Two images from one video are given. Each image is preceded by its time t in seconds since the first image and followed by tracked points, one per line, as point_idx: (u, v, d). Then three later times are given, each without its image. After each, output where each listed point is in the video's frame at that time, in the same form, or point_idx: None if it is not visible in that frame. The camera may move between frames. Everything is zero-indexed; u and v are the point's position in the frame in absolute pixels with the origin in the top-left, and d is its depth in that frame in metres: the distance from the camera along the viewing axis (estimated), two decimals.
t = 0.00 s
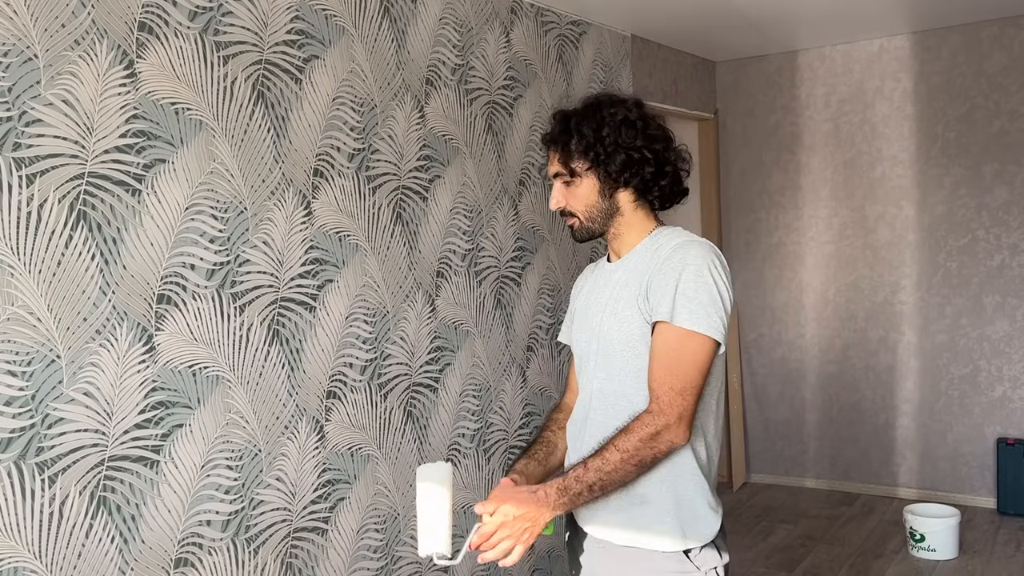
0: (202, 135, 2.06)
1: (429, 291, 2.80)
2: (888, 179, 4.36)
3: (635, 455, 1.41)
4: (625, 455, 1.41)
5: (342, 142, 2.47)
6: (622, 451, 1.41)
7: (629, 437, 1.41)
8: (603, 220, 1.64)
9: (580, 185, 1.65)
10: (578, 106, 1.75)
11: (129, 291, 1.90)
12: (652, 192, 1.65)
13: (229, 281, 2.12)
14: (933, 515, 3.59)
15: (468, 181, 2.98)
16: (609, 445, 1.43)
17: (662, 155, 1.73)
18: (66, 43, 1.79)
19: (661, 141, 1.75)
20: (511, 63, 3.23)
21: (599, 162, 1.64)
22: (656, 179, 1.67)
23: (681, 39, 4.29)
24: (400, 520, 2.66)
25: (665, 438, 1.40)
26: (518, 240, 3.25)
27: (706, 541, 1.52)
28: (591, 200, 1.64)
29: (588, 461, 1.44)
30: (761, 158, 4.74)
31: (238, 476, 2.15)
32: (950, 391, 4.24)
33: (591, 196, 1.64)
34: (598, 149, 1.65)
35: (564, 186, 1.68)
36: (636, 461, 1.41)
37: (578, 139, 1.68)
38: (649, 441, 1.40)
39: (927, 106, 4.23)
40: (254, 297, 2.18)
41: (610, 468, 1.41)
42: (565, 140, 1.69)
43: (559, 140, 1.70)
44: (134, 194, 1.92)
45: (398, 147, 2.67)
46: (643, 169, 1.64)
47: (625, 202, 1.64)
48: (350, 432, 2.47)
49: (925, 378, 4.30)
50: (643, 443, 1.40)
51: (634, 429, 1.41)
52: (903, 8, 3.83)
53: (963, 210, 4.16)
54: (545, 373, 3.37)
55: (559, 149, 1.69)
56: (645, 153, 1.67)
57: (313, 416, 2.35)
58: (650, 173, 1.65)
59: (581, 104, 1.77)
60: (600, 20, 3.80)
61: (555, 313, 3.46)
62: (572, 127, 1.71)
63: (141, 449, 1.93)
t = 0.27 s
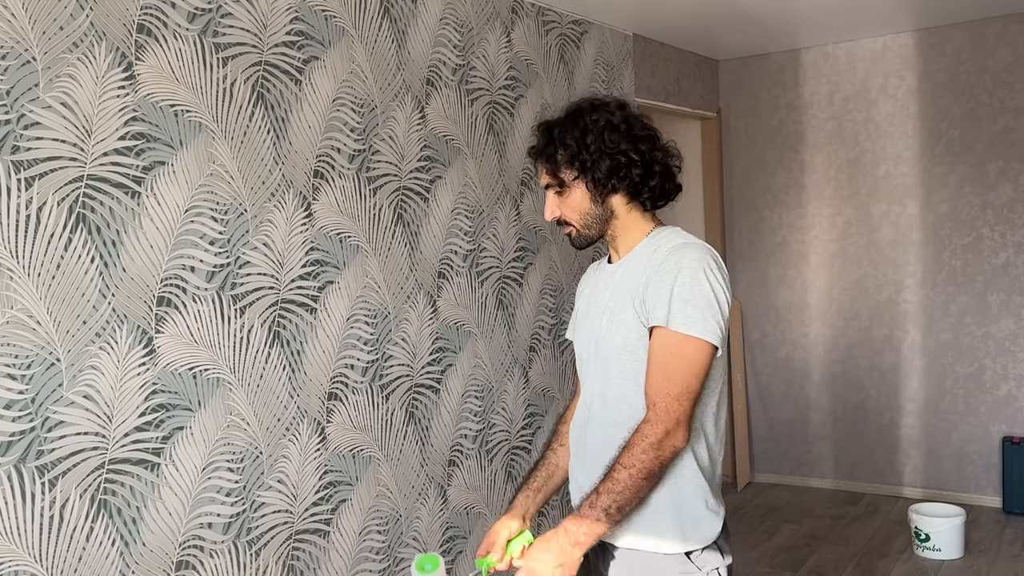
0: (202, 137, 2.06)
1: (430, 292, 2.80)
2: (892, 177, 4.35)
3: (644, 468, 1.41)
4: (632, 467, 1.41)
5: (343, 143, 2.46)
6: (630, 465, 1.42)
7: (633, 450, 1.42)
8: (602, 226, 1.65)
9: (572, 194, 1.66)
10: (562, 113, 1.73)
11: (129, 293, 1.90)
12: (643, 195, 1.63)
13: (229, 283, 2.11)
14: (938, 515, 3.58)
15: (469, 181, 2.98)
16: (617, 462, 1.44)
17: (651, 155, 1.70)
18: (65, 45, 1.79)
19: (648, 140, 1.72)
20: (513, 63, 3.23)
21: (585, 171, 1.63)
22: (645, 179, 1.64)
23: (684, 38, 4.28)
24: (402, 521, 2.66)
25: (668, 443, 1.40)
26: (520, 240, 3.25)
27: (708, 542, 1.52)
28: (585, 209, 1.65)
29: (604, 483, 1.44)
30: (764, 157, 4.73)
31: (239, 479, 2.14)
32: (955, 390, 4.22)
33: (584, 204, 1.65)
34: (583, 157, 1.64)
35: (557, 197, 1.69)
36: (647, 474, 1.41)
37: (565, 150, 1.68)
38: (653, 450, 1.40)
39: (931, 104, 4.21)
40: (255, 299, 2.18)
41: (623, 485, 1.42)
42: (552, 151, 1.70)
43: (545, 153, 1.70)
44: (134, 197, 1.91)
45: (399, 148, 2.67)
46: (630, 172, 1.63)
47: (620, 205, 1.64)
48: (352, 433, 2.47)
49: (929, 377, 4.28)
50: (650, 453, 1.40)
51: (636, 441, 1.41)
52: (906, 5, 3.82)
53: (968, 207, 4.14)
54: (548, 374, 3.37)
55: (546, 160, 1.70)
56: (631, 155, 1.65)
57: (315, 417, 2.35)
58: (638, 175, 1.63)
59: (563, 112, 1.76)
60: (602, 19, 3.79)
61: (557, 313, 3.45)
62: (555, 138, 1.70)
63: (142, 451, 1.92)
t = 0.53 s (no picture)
0: (205, 141, 2.06)
1: (434, 294, 2.80)
2: (897, 177, 4.33)
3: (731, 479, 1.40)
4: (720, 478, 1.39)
5: (346, 146, 2.46)
6: (722, 484, 1.39)
7: (716, 469, 1.39)
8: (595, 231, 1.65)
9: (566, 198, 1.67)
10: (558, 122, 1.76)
11: (133, 298, 1.90)
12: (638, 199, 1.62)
13: (233, 287, 2.12)
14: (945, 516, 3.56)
15: (473, 183, 2.98)
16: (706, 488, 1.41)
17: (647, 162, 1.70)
18: (68, 51, 1.79)
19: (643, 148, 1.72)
20: (515, 65, 3.23)
21: (580, 176, 1.65)
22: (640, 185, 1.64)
23: (687, 38, 4.28)
24: (407, 524, 2.66)
25: (735, 440, 1.40)
26: (524, 242, 3.24)
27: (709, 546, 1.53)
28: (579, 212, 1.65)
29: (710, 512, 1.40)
30: (768, 157, 4.72)
31: (244, 482, 2.14)
32: (961, 390, 4.21)
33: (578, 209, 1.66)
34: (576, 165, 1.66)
35: (551, 202, 1.70)
36: (737, 482, 1.40)
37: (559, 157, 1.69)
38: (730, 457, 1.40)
39: (935, 103, 4.20)
40: (259, 302, 2.18)
41: (730, 505, 1.39)
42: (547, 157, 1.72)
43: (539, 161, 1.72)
44: (138, 201, 1.92)
45: (402, 150, 2.67)
46: (623, 177, 1.63)
47: (613, 210, 1.64)
48: (356, 436, 2.47)
49: (935, 377, 4.27)
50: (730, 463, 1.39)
51: (714, 460, 1.39)
52: (909, 4, 3.81)
53: (973, 207, 4.13)
54: (552, 376, 3.36)
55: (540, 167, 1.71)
56: (625, 161, 1.65)
57: (320, 420, 2.35)
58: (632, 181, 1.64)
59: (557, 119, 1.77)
60: (605, 21, 3.79)
61: (562, 314, 3.45)
62: (548, 147, 1.72)
63: (146, 456, 1.93)
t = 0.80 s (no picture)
0: (207, 146, 2.06)
1: (437, 297, 2.79)
2: (901, 178, 4.32)
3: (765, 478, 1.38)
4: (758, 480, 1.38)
5: (348, 150, 2.46)
6: (760, 485, 1.38)
7: (751, 471, 1.38)
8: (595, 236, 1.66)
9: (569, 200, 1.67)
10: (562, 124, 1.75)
11: (135, 303, 1.90)
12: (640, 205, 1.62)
13: (236, 292, 2.11)
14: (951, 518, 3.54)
15: (476, 187, 2.97)
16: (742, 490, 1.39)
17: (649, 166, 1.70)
18: (70, 56, 1.79)
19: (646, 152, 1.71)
20: (518, 68, 3.22)
21: (583, 179, 1.64)
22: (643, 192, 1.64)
23: (689, 40, 4.28)
24: (410, 528, 2.65)
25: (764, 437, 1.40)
26: (527, 245, 3.24)
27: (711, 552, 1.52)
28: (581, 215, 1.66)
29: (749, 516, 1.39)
30: (771, 159, 4.71)
31: (247, 487, 2.14)
32: (966, 391, 4.19)
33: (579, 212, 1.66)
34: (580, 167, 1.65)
35: (552, 203, 1.71)
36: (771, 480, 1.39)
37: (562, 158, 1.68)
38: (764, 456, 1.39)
39: (938, 104, 4.19)
40: (262, 307, 2.18)
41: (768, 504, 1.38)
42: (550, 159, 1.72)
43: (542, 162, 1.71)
44: (140, 207, 1.91)
45: (405, 154, 2.67)
46: (626, 182, 1.63)
47: (615, 215, 1.64)
48: (359, 441, 2.46)
49: (940, 379, 4.25)
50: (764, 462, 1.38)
51: (749, 463, 1.38)
52: (911, 5, 3.80)
53: (977, 208, 4.12)
54: (556, 379, 3.36)
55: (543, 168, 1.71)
56: (628, 165, 1.65)
57: (323, 425, 2.35)
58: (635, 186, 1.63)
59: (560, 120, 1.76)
60: (608, 23, 3.79)
61: (565, 317, 3.44)
62: (552, 150, 1.72)
63: (149, 461, 1.92)
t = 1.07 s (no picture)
0: (209, 152, 2.06)
1: (440, 302, 2.79)
2: (904, 181, 4.32)
3: (712, 492, 1.38)
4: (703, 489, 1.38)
5: (350, 155, 2.46)
6: (702, 496, 1.38)
7: (697, 479, 1.38)
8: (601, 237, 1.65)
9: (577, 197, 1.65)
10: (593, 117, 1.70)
11: (138, 309, 1.90)
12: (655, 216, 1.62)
13: (238, 297, 2.11)
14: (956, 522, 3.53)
15: (478, 192, 2.97)
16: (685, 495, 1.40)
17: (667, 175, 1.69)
18: (72, 63, 1.80)
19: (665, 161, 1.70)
20: (519, 72, 3.23)
21: (602, 179, 1.62)
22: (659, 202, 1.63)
23: (691, 44, 4.28)
24: (414, 534, 2.65)
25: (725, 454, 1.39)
26: (530, 250, 3.24)
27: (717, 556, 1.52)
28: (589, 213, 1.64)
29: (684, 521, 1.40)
30: (773, 163, 4.71)
31: (250, 493, 2.14)
32: (971, 395, 4.18)
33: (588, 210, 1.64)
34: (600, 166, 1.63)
35: (563, 196, 1.67)
36: (716, 496, 1.39)
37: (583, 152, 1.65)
38: (716, 471, 1.38)
39: (941, 107, 4.19)
40: (264, 312, 2.18)
41: (704, 518, 1.39)
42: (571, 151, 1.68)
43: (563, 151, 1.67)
44: (142, 212, 1.92)
45: (407, 159, 2.67)
46: (645, 190, 1.62)
47: (627, 219, 1.63)
48: (363, 446, 2.46)
49: (945, 383, 4.24)
50: (713, 477, 1.38)
51: (697, 471, 1.38)
52: (913, 9, 3.80)
53: (980, 211, 4.11)
54: (559, 384, 3.35)
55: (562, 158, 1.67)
56: (649, 174, 1.64)
57: (325, 430, 2.34)
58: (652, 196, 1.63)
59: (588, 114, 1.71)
60: (609, 28, 3.79)
61: (568, 322, 3.44)
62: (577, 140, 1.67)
63: (152, 467, 1.92)
